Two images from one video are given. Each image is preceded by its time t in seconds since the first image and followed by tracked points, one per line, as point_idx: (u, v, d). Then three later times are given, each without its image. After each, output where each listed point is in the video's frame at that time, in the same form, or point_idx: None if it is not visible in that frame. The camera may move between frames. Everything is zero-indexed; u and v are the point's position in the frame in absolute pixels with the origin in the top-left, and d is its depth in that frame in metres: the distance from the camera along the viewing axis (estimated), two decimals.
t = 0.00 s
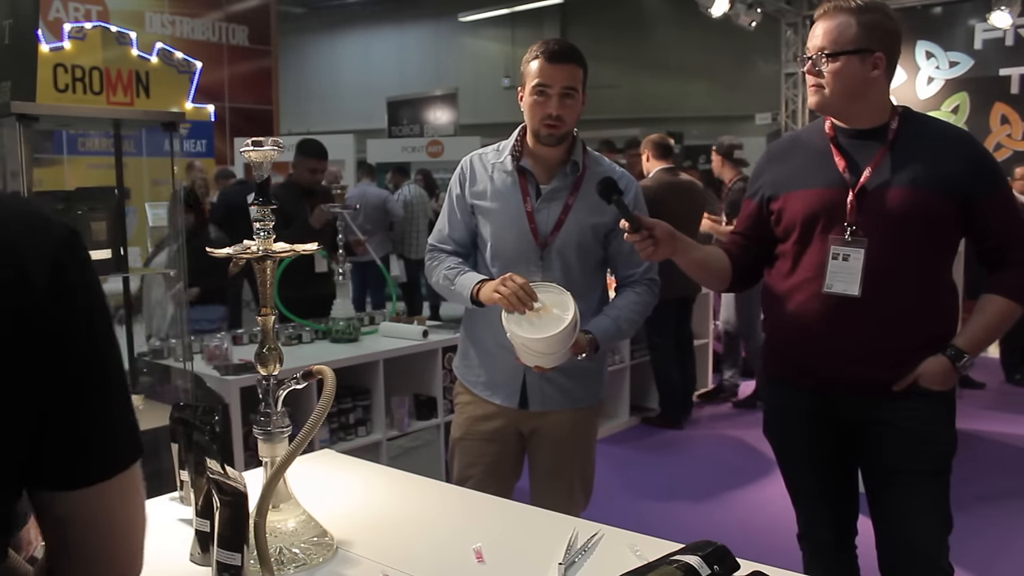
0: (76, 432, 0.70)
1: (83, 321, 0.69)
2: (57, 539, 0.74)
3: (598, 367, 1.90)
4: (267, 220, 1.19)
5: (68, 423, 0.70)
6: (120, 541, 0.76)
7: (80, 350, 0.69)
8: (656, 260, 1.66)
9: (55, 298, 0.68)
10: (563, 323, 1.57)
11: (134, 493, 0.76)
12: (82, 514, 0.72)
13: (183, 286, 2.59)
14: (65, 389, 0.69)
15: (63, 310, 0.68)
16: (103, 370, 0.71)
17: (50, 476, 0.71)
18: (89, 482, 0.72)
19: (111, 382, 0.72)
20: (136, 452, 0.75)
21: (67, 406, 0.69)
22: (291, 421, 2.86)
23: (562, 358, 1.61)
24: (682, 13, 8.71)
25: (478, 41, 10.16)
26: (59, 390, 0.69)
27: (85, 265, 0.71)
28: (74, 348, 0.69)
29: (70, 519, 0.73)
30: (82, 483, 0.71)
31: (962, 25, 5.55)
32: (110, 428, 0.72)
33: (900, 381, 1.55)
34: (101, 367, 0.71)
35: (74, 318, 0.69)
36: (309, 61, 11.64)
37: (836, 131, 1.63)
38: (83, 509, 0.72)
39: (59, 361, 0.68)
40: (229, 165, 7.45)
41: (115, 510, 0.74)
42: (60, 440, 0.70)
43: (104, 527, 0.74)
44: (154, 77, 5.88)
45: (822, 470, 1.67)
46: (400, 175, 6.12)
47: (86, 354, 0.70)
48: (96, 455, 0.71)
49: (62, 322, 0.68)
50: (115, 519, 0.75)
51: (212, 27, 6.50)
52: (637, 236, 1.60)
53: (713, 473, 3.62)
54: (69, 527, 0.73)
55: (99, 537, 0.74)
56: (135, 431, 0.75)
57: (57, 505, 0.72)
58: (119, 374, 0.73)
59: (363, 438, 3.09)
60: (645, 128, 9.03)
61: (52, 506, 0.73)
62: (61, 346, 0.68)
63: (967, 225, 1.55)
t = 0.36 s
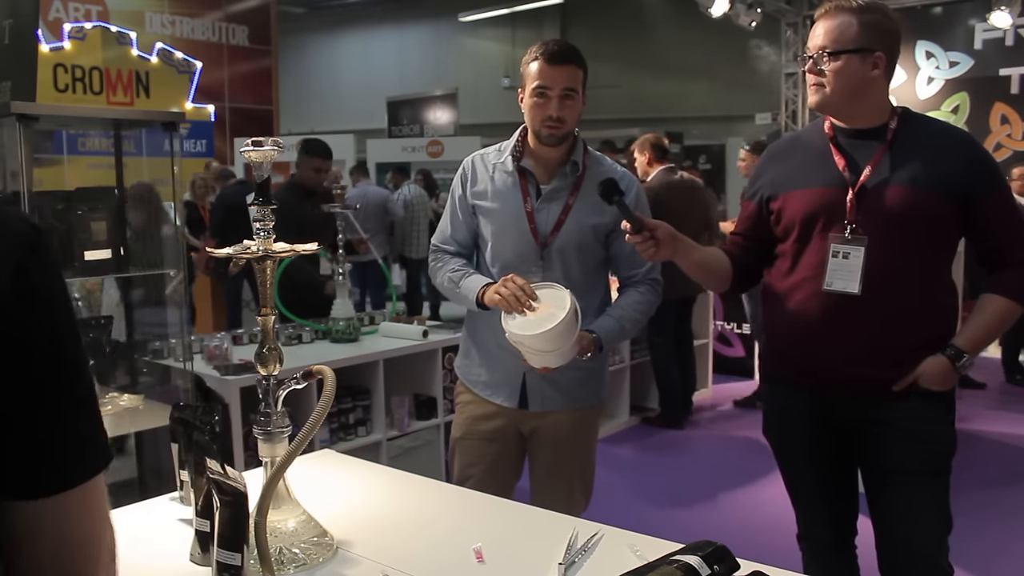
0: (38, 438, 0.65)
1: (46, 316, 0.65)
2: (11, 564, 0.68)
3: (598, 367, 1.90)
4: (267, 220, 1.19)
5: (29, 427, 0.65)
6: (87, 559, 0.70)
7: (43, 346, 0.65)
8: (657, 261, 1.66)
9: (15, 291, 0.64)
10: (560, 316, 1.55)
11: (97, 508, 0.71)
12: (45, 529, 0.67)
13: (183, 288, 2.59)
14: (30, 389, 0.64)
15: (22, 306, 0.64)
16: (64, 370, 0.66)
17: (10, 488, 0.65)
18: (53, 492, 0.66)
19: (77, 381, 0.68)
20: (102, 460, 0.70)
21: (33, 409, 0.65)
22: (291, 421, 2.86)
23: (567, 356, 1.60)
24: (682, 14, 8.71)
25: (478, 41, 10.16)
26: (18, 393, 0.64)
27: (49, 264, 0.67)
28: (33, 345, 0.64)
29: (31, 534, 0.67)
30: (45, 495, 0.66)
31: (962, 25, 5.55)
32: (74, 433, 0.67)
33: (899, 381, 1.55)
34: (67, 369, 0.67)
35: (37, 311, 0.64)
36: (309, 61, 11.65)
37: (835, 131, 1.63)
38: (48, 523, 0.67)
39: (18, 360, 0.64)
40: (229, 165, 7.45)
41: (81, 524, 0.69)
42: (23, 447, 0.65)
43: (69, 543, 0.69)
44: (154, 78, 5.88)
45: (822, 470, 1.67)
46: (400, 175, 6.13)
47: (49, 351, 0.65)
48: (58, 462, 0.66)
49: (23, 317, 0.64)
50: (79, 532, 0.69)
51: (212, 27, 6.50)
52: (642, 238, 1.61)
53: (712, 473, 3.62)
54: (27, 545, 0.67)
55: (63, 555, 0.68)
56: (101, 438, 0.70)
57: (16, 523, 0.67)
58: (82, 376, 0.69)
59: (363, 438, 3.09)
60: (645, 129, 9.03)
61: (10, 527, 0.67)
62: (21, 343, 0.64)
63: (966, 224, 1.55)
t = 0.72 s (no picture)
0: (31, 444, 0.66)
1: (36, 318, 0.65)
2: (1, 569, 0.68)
3: (598, 367, 1.90)
4: (267, 220, 1.19)
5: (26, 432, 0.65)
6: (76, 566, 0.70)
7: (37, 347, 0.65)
8: (660, 262, 1.66)
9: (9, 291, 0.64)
10: (562, 321, 1.55)
11: (89, 513, 0.71)
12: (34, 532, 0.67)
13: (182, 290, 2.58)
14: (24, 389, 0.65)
15: (13, 309, 0.64)
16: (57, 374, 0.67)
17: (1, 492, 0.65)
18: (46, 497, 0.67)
19: (71, 382, 0.68)
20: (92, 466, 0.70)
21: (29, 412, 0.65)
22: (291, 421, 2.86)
23: (571, 358, 1.61)
24: (682, 14, 8.71)
25: (478, 41, 10.16)
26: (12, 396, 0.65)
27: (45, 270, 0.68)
28: (23, 349, 0.65)
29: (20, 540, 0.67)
30: (35, 500, 0.66)
31: (962, 26, 5.57)
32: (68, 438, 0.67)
33: (899, 381, 1.55)
34: (62, 370, 0.67)
35: (28, 313, 0.65)
36: (309, 61, 11.65)
37: (837, 131, 1.63)
38: (38, 528, 0.67)
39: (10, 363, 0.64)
40: (229, 165, 7.44)
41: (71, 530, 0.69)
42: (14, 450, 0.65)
43: (61, 549, 0.69)
44: (154, 77, 5.88)
45: (822, 470, 1.67)
46: (400, 175, 6.13)
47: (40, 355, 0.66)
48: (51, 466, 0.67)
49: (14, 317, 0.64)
50: (70, 538, 0.69)
51: (212, 27, 6.49)
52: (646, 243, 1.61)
53: (712, 474, 3.62)
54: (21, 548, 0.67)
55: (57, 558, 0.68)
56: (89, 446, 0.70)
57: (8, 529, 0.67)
58: (76, 381, 0.69)
59: (363, 438, 3.09)
60: (645, 128, 9.03)
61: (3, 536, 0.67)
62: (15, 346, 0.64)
63: (967, 224, 1.55)
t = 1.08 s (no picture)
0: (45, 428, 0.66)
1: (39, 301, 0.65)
2: (19, 551, 0.69)
3: (599, 367, 1.90)
4: (267, 220, 1.19)
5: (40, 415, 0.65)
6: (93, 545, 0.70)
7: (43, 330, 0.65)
8: (661, 262, 1.66)
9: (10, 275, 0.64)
10: (570, 321, 1.55)
11: (105, 492, 0.72)
12: (51, 512, 0.68)
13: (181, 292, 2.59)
14: (33, 373, 0.65)
15: (17, 294, 0.64)
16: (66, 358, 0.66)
17: (14, 476, 0.66)
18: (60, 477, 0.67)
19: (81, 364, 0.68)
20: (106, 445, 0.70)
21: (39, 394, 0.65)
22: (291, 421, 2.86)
23: (580, 356, 1.60)
24: (682, 14, 8.72)
25: (478, 41, 10.16)
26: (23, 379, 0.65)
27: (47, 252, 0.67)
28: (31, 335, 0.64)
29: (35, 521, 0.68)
30: (48, 482, 0.67)
31: (962, 26, 5.56)
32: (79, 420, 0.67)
33: (899, 381, 1.55)
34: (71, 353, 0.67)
35: (29, 295, 0.64)
36: (309, 62, 11.65)
37: (837, 130, 1.63)
38: (52, 509, 0.67)
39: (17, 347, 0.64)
40: (228, 165, 7.44)
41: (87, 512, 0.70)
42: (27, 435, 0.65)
43: (77, 530, 0.69)
44: (154, 78, 5.89)
45: (822, 470, 1.67)
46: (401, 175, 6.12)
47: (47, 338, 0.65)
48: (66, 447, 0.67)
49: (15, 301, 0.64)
50: (88, 521, 0.70)
51: (212, 27, 6.49)
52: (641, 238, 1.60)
53: (713, 473, 3.62)
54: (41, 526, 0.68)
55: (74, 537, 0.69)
56: (103, 426, 0.70)
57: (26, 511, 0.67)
58: (85, 361, 0.69)
59: (363, 438, 3.09)
60: (645, 128, 9.03)
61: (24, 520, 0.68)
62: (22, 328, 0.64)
63: (967, 225, 1.55)
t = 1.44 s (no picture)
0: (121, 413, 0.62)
1: (109, 278, 0.59)
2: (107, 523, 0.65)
3: (601, 366, 1.90)
4: (267, 220, 1.19)
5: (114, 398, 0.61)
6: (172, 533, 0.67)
7: (113, 308, 0.60)
8: (659, 260, 1.66)
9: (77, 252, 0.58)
10: (572, 315, 1.55)
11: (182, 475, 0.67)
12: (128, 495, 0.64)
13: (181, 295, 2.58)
14: (107, 355, 0.60)
15: (86, 265, 0.58)
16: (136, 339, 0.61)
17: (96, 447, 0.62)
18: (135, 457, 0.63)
19: (155, 342, 0.63)
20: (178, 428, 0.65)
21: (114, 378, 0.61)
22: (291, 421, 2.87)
23: (580, 353, 1.60)
24: (683, 14, 8.72)
25: (478, 41, 10.16)
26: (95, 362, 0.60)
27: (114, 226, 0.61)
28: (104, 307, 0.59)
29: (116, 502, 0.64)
30: (131, 450, 0.63)
31: (963, 26, 5.31)
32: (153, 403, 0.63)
33: (899, 380, 1.55)
34: (143, 330, 0.62)
35: (99, 264, 0.59)
36: (309, 62, 11.64)
37: (835, 130, 1.63)
38: (136, 478, 0.64)
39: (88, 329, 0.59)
40: (229, 164, 7.44)
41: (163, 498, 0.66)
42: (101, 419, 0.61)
43: (154, 518, 0.65)
44: (154, 78, 5.89)
45: (822, 470, 1.67)
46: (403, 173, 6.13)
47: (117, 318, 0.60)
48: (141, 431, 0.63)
49: (84, 278, 0.58)
50: (170, 489, 0.66)
51: (212, 27, 6.49)
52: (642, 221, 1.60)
53: (713, 473, 3.62)
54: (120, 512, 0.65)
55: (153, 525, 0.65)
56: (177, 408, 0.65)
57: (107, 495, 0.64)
58: (155, 328, 0.64)
59: (363, 438, 3.09)
60: (645, 129, 9.03)
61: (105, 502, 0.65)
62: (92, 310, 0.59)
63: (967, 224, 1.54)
